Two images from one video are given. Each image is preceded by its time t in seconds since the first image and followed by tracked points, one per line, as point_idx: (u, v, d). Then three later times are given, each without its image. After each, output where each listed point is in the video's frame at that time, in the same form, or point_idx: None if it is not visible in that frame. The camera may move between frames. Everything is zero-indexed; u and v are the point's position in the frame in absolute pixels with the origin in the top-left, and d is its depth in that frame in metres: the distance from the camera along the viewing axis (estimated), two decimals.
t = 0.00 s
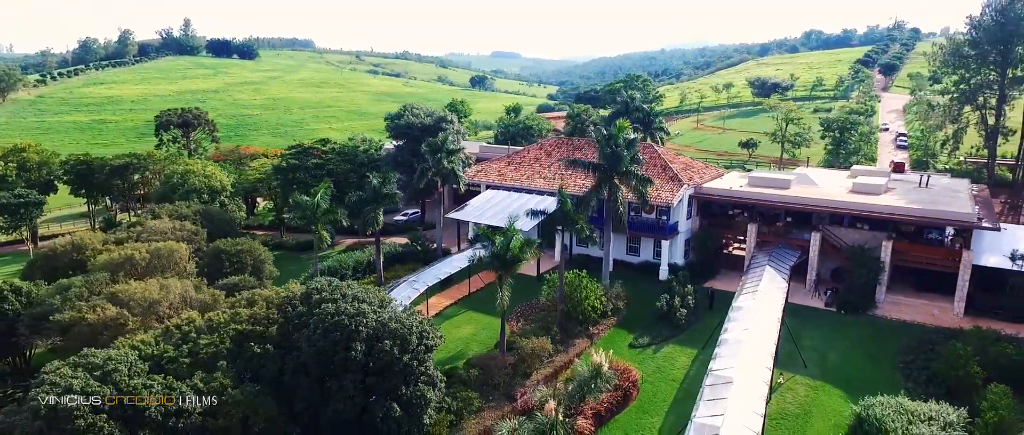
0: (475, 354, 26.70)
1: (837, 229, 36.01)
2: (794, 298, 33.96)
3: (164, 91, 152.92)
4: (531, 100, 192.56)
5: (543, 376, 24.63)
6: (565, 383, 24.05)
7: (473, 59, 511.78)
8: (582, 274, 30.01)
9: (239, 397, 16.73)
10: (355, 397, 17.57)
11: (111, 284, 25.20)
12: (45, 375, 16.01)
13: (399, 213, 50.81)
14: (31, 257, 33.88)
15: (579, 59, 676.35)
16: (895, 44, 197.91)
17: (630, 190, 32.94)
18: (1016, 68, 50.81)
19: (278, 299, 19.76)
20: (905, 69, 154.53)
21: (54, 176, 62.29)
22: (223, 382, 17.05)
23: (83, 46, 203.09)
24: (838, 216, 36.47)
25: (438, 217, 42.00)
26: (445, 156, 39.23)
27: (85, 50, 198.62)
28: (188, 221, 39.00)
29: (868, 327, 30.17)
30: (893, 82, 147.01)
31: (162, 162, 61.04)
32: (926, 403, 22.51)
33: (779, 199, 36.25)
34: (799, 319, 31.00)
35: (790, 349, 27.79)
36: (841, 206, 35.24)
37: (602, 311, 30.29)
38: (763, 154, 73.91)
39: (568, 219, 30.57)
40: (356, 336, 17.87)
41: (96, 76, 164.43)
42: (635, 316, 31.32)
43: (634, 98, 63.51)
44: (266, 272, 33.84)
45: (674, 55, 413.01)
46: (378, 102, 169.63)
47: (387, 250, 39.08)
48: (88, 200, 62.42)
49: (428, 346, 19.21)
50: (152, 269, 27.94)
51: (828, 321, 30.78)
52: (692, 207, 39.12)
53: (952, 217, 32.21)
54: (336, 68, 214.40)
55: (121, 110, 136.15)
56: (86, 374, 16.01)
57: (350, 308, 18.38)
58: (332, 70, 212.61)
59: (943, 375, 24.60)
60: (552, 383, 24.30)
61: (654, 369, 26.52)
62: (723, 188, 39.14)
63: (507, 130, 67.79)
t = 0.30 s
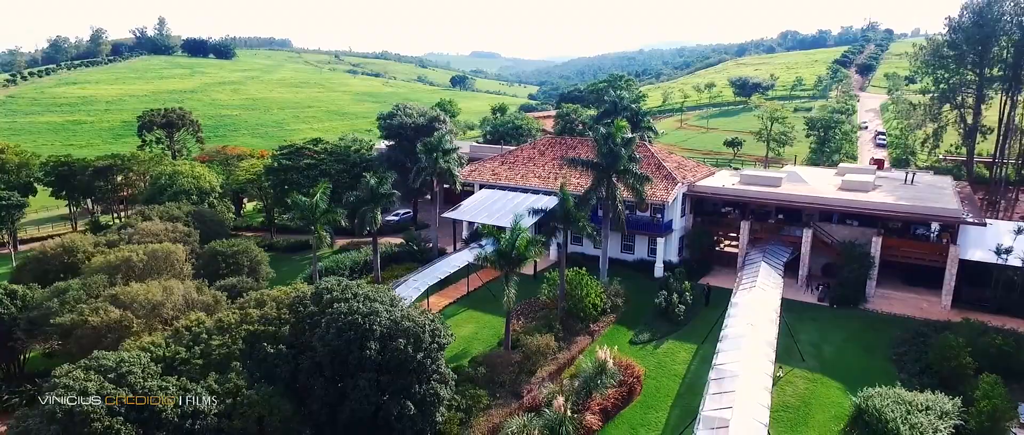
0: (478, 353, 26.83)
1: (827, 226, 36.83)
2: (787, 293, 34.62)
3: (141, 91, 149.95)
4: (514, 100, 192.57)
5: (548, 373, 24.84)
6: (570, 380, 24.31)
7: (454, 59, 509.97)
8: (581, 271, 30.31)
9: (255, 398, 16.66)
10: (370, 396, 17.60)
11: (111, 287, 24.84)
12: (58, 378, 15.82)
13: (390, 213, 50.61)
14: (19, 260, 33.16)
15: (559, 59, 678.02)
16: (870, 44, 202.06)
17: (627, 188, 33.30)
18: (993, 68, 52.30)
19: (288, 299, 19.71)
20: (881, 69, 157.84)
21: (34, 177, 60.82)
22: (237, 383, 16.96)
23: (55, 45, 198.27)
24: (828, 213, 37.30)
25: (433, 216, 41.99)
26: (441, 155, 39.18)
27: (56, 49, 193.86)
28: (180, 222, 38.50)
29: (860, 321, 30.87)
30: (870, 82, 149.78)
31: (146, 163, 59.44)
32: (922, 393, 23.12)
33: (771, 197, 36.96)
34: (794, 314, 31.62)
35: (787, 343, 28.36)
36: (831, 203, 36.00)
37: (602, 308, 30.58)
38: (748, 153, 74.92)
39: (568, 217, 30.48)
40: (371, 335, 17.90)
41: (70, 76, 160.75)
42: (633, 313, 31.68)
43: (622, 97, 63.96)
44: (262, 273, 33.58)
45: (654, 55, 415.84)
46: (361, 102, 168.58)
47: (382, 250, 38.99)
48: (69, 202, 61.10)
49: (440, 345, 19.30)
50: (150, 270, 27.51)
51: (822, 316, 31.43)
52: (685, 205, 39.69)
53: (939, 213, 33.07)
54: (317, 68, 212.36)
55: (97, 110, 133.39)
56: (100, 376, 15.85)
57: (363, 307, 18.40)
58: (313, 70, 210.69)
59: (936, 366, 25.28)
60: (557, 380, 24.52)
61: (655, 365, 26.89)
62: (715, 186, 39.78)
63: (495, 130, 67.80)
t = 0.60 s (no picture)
0: (479, 352, 26.90)
1: (813, 223, 37.66)
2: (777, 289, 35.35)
3: (111, 91, 146.14)
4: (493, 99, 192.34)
5: (550, 371, 25.02)
6: (572, 377, 24.54)
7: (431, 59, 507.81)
8: (578, 270, 30.56)
9: (267, 401, 16.54)
10: (382, 396, 17.61)
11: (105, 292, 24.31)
12: (66, 383, 15.54)
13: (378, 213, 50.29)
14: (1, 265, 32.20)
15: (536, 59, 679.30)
16: (841, 45, 206.68)
17: (620, 187, 33.63)
18: (965, 68, 53.93)
19: (295, 300, 19.59)
20: (852, 69, 161.47)
21: (6, 180, 59.00)
22: (248, 385, 16.79)
23: (17, 44, 191.90)
24: (814, 210, 38.16)
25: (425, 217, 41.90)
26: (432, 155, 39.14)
27: (18, 48, 187.66)
28: (167, 224, 37.85)
29: (848, 315, 31.66)
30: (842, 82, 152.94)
31: (125, 165, 57.52)
32: (913, 384, 23.83)
33: (759, 194, 37.67)
34: (785, 309, 32.27)
35: (779, 337, 29.00)
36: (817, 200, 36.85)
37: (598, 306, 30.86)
38: (728, 151, 75.99)
39: (565, 215, 30.45)
40: (382, 335, 17.90)
41: (35, 76, 155.87)
42: (628, 310, 32.04)
43: (607, 97, 64.45)
44: (254, 275, 33.20)
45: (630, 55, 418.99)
46: (339, 103, 167.03)
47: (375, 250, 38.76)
48: (42, 205, 59.37)
49: (449, 344, 19.37)
50: (144, 274, 27.09)
51: (812, 311, 32.13)
52: (675, 203, 40.28)
53: (922, 209, 34.08)
54: (293, 68, 209.60)
55: (65, 110, 129.55)
56: (110, 381, 15.58)
57: (373, 307, 18.39)
58: (289, 70, 207.96)
59: (924, 357, 26.11)
60: (559, 378, 24.71)
61: (654, 361, 27.24)
62: (704, 184, 40.44)
63: (481, 130, 67.76)
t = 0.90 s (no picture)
0: (477, 352, 26.95)
1: (798, 220, 38.51)
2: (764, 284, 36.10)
3: (76, 91, 141.72)
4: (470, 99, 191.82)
5: (549, 369, 25.20)
6: (572, 374, 24.75)
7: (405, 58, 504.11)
8: (573, 268, 30.81)
9: (277, 404, 16.40)
10: (392, 397, 17.56)
11: (98, 296, 23.76)
12: (72, 390, 15.20)
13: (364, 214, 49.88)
14: None
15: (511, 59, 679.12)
16: (810, 45, 210.91)
17: (612, 185, 34.02)
18: (936, 68, 55.62)
19: (299, 302, 19.44)
20: (822, 69, 164.93)
21: None
22: (257, 388, 16.61)
23: None
24: (798, 207, 39.03)
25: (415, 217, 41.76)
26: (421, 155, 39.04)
27: None
28: (151, 227, 37.08)
29: (834, 309, 32.49)
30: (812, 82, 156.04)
31: (100, 167, 55.60)
32: (903, 374, 24.59)
33: (745, 192, 38.40)
34: (773, 304, 32.97)
35: (770, 331, 29.64)
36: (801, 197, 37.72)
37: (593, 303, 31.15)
38: (707, 150, 77.07)
39: (561, 214, 30.64)
40: (390, 336, 17.89)
41: None
42: (622, 307, 32.40)
43: (590, 97, 64.91)
44: (244, 278, 32.72)
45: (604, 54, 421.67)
46: (315, 103, 165.11)
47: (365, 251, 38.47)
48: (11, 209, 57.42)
49: (456, 343, 19.39)
50: (135, 278, 26.59)
51: (800, 305, 32.88)
52: (663, 201, 40.84)
53: (902, 205, 35.12)
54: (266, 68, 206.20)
55: (28, 111, 125.06)
56: (118, 387, 15.28)
57: (381, 308, 18.34)
58: (262, 69, 204.57)
59: (910, 348, 26.96)
60: (559, 375, 24.90)
61: (650, 357, 27.60)
62: (691, 182, 41.09)
63: (463, 130, 67.64)
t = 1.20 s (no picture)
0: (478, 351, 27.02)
1: (785, 217, 39.24)
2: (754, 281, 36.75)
3: (43, 91, 137.59)
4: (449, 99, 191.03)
5: (551, 367, 25.38)
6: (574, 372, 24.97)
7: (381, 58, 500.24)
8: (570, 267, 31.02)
9: (291, 407, 16.28)
10: (404, 398, 17.52)
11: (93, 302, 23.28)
12: (82, 396, 14.90)
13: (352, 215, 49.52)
14: None
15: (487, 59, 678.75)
16: (783, 46, 214.46)
17: (606, 184, 34.31)
18: (911, 69, 57.10)
19: (307, 304, 19.32)
20: (795, 69, 167.84)
21: None
22: (270, 391, 16.45)
23: None
24: (784, 204, 39.76)
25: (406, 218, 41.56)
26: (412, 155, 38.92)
27: None
28: (138, 230, 36.39)
29: (823, 304, 33.24)
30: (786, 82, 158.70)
31: (78, 168, 53.33)
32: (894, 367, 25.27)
33: (734, 190, 38.99)
34: (764, 300, 33.62)
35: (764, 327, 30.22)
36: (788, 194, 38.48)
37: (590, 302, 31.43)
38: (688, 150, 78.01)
39: (559, 214, 30.78)
40: (402, 336, 17.87)
41: None
42: (617, 305, 32.72)
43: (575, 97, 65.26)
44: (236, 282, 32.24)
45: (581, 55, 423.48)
46: (291, 103, 162.90)
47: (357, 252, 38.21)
48: None
49: (466, 343, 19.40)
50: (127, 282, 26.04)
51: (790, 301, 33.58)
52: (653, 200, 41.29)
53: (886, 202, 36.05)
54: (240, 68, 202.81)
55: None
56: (129, 393, 15.03)
57: (391, 308, 18.29)
58: (235, 69, 201.02)
59: (900, 341, 27.75)
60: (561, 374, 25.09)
61: (649, 354, 27.93)
62: (680, 181, 41.63)
63: (448, 130, 67.42)
